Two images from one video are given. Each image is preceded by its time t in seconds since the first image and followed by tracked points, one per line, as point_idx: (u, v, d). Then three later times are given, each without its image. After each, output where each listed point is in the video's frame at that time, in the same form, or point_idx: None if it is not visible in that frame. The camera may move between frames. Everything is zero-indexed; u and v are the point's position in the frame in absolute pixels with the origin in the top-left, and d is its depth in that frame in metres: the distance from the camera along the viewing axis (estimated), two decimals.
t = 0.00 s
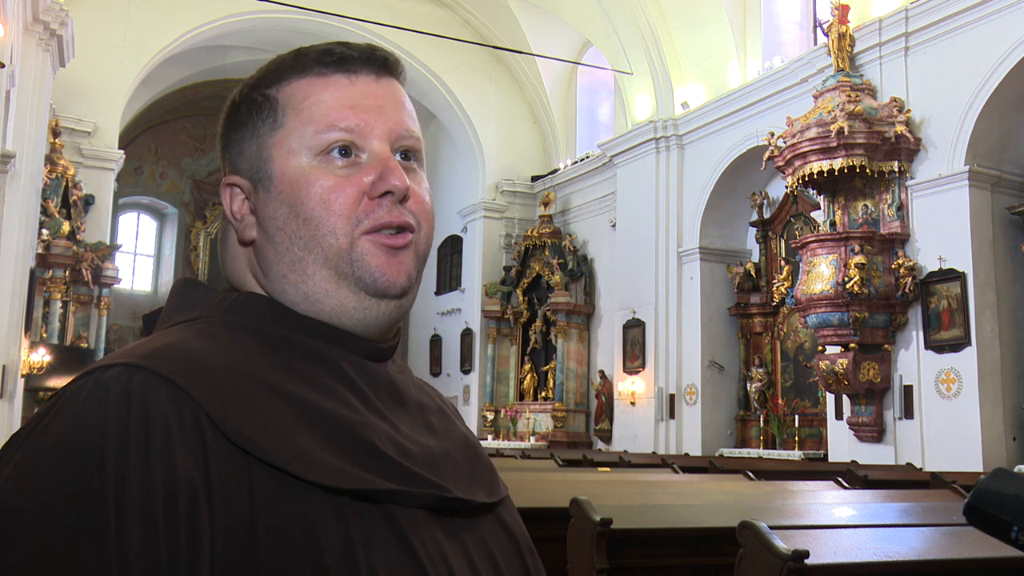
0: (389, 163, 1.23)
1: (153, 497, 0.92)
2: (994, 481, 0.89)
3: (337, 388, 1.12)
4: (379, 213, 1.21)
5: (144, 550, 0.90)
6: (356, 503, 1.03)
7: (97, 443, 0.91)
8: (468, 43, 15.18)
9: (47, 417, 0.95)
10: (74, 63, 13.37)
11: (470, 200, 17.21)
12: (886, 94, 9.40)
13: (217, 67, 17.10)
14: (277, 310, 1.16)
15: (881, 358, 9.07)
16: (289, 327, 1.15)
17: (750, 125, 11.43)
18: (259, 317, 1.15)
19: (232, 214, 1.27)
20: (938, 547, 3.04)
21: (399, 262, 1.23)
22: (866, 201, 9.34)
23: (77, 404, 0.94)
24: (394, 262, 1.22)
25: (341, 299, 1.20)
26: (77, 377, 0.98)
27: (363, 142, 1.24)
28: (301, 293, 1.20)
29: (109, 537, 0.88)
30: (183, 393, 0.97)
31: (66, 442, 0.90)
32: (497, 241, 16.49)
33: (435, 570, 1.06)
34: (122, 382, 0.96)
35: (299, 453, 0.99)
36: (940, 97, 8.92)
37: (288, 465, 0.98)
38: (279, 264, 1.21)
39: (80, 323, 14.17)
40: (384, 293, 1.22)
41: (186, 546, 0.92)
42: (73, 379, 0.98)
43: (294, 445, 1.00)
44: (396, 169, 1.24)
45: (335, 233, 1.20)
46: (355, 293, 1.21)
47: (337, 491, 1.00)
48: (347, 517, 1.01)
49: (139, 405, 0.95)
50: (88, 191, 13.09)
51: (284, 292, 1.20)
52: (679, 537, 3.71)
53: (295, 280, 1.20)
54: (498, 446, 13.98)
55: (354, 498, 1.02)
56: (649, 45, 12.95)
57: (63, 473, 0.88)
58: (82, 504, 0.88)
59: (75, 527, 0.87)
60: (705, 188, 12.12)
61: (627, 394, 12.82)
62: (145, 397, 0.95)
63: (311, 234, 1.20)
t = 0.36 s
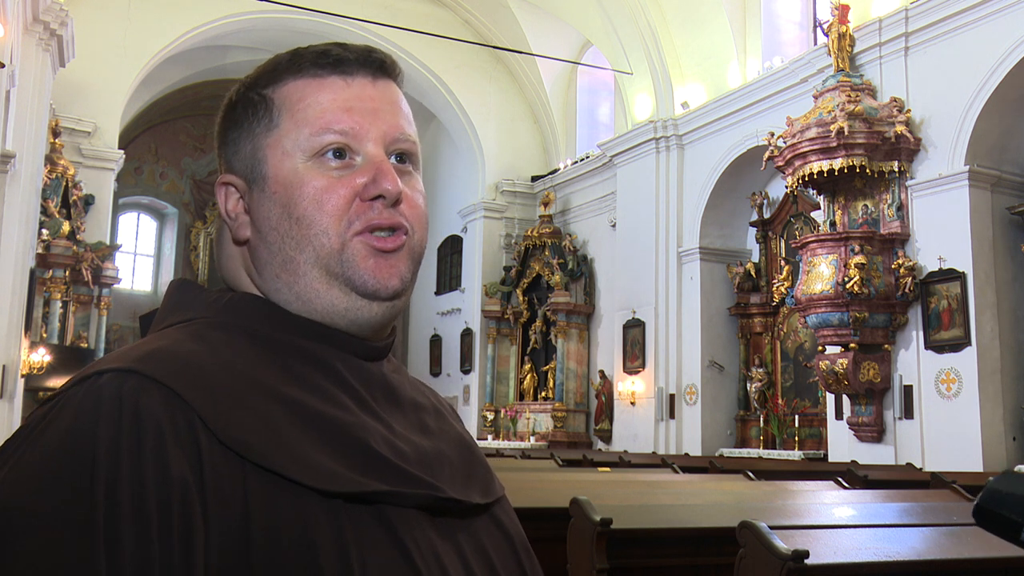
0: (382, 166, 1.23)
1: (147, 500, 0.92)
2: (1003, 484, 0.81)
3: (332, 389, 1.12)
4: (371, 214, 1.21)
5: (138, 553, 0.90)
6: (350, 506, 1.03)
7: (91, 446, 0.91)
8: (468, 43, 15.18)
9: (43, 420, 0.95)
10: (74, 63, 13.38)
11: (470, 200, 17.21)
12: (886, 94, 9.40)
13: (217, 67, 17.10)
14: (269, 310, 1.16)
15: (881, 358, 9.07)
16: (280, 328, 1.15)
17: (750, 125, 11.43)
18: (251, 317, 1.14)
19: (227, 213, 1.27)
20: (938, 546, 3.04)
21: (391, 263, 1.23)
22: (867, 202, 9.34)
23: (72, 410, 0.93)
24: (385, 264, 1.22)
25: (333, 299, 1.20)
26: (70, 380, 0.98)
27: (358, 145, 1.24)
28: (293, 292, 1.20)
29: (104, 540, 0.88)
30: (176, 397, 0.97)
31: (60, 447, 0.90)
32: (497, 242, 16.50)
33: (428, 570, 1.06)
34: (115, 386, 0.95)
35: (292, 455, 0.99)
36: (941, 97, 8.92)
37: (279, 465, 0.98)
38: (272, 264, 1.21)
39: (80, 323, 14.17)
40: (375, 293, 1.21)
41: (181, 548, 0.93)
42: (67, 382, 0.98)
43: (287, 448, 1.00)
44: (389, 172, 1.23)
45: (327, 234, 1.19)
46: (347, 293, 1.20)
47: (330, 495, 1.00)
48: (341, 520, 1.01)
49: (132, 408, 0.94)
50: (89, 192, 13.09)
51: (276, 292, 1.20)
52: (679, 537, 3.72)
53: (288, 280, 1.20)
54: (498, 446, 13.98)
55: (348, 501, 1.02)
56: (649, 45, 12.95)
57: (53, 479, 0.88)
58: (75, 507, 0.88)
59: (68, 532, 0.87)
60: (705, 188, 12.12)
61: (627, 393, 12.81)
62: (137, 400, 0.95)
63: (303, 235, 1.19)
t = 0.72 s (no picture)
0: (388, 166, 1.24)
1: (155, 501, 0.92)
2: (997, 495, 0.97)
3: (335, 391, 1.12)
4: (376, 215, 1.21)
5: (146, 551, 0.90)
6: (354, 508, 1.03)
7: (97, 446, 0.91)
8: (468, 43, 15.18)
9: (48, 419, 0.94)
10: (74, 63, 13.38)
11: (470, 200, 17.21)
12: (886, 94, 9.40)
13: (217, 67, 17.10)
14: (273, 312, 1.16)
15: (881, 358, 9.07)
16: (284, 331, 1.15)
17: (750, 125, 11.43)
18: (255, 319, 1.14)
19: (229, 212, 1.26)
20: (938, 547, 3.04)
21: (396, 266, 1.23)
22: (867, 201, 9.34)
23: (80, 411, 0.93)
24: (390, 267, 1.23)
25: (338, 300, 1.20)
26: (75, 381, 0.98)
27: (364, 146, 1.24)
28: (297, 294, 1.20)
29: (112, 540, 0.88)
30: (182, 398, 0.97)
31: (66, 449, 0.90)
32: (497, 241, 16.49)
33: (430, 571, 1.06)
34: (121, 388, 0.95)
35: (298, 458, 0.99)
36: (941, 97, 8.92)
37: (282, 467, 0.98)
38: (277, 265, 1.21)
39: (80, 323, 14.17)
40: (380, 296, 1.22)
41: (187, 548, 0.93)
42: (72, 383, 0.98)
43: (292, 450, 1.00)
44: (395, 173, 1.24)
45: (333, 236, 1.20)
46: (352, 295, 1.21)
47: (335, 498, 1.00)
48: (344, 523, 1.01)
49: (139, 409, 0.95)
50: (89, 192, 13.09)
51: (280, 293, 1.20)
52: (679, 537, 3.72)
53: (292, 280, 1.20)
54: (497, 446, 13.97)
55: (351, 504, 1.02)
56: (649, 45, 12.95)
57: (56, 482, 0.88)
58: (81, 507, 0.88)
59: (75, 532, 0.87)
60: (705, 188, 12.13)
61: (627, 394, 12.81)
62: (143, 401, 0.95)
63: (309, 236, 1.19)
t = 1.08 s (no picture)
0: (396, 163, 1.24)
1: (161, 499, 0.92)
2: (991, 498, 0.92)
3: (340, 392, 1.12)
4: (382, 213, 1.21)
5: (152, 548, 0.90)
6: (356, 508, 1.02)
7: (103, 445, 0.91)
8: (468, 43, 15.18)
9: (53, 416, 0.94)
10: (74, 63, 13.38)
11: (470, 200, 17.21)
12: (886, 94, 9.41)
13: (217, 67, 17.10)
14: (278, 309, 1.16)
15: (881, 358, 9.07)
16: (288, 329, 1.15)
17: (750, 125, 11.43)
18: (260, 318, 1.14)
19: (236, 209, 1.26)
20: (938, 546, 3.04)
21: (402, 265, 1.23)
22: (866, 201, 9.34)
23: (83, 409, 0.93)
24: (397, 263, 1.22)
25: (343, 297, 1.20)
26: (79, 379, 0.98)
27: (372, 143, 1.24)
28: (302, 292, 1.20)
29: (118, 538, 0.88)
30: (188, 396, 0.97)
31: (71, 447, 0.90)
32: (497, 241, 16.49)
33: (433, 571, 1.06)
34: (127, 385, 0.95)
35: (301, 456, 0.99)
36: (940, 97, 8.92)
37: (287, 466, 0.98)
38: (284, 261, 1.20)
39: (80, 323, 14.16)
40: (386, 292, 1.22)
41: (194, 546, 0.93)
42: (77, 380, 0.98)
43: (298, 449, 1.00)
44: (402, 170, 1.24)
45: (338, 230, 1.19)
46: (357, 292, 1.21)
47: (338, 496, 1.00)
48: (348, 523, 1.01)
49: (144, 407, 0.95)
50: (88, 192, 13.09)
51: (286, 290, 1.20)
52: (679, 537, 3.72)
53: (299, 277, 1.20)
54: (497, 446, 13.97)
55: (355, 502, 1.02)
56: (649, 45, 12.95)
57: (63, 481, 0.88)
58: (86, 506, 0.88)
59: (80, 530, 0.87)
60: (705, 188, 12.13)
61: (627, 394, 12.82)
62: (149, 399, 0.95)
63: (314, 230, 1.19)
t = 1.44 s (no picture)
0: (394, 165, 1.24)
1: (161, 499, 0.92)
2: (990, 494, 1.05)
3: (338, 391, 1.12)
4: (381, 213, 1.21)
5: (152, 550, 0.90)
6: (357, 508, 1.03)
7: (100, 446, 0.91)
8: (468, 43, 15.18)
9: (51, 419, 0.94)
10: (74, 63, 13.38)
11: (470, 200, 17.22)
12: (886, 94, 9.40)
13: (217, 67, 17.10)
14: (277, 310, 1.16)
15: (881, 358, 9.07)
16: (287, 332, 1.15)
17: (750, 125, 11.43)
18: (258, 320, 1.14)
19: (234, 210, 1.26)
20: (938, 547, 3.04)
21: (399, 265, 1.23)
22: (867, 201, 9.34)
23: (83, 411, 0.93)
24: (393, 264, 1.22)
25: (341, 297, 1.20)
26: (77, 381, 0.98)
27: (369, 145, 1.24)
28: (301, 292, 1.20)
29: (118, 538, 0.88)
30: (186, 397, 0.97)
31: (69, 449, 0.90)
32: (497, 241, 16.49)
33: (434, 570, 1.06)
34: (125, 386, 0.95)
35: (300, 456, 0.99)
36: (941, 97, 8.92)
37: (287, 467, 0.98)
38: (282, 262, 1.20)
39: (80, 323, 14.16)
40: (384, 293, 1.22)
41: (196, 545, 0.93)
42: (74, 383, 0.98)
43: (297, 449, 1.00)
44: (401, 171, 1.24)
45: (337, 232, 1.20)
46: (355, 292, 1.21)
47: (338, 496, 1.00)
48: (348, 522, 1.01)
49: (144, 408, 0.95)
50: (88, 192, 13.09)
51: (285, 291, 1.20)
52: (679, 537, 3.72)
53: (297, 278, 1.20)
54: (497, 446, 13.96)
55: (355, 502, 1.02)
56: (649, 45, 12.95)
57: (63, 481, 0.88)
58: (85, 506, 0.88)
59: (81, 531, 0.87)
60: (705, 188, 12.13)
61: (627, 393, 12.81)
62: (148, 400, 0.95)
63: (313, 232, 1.20)
